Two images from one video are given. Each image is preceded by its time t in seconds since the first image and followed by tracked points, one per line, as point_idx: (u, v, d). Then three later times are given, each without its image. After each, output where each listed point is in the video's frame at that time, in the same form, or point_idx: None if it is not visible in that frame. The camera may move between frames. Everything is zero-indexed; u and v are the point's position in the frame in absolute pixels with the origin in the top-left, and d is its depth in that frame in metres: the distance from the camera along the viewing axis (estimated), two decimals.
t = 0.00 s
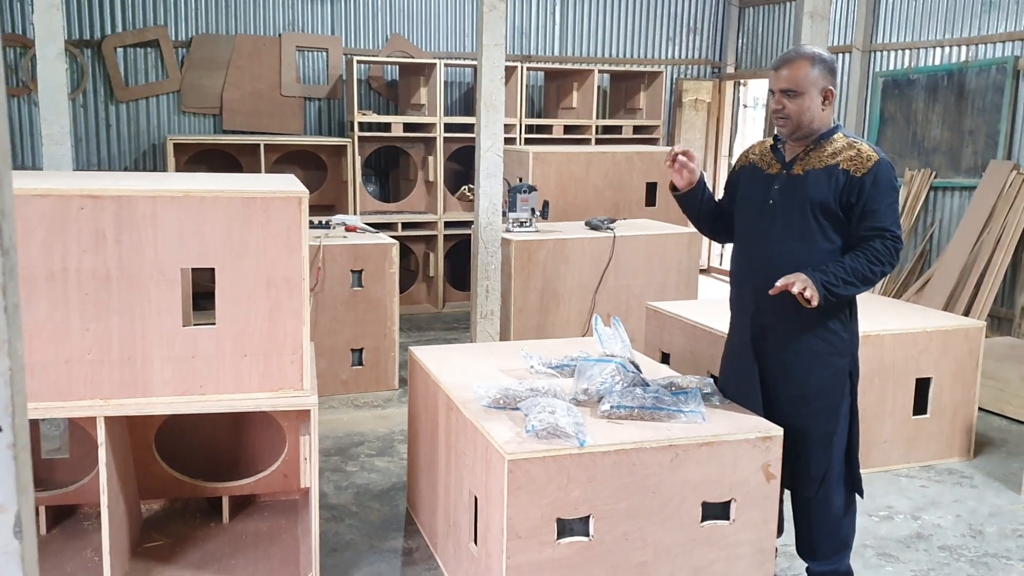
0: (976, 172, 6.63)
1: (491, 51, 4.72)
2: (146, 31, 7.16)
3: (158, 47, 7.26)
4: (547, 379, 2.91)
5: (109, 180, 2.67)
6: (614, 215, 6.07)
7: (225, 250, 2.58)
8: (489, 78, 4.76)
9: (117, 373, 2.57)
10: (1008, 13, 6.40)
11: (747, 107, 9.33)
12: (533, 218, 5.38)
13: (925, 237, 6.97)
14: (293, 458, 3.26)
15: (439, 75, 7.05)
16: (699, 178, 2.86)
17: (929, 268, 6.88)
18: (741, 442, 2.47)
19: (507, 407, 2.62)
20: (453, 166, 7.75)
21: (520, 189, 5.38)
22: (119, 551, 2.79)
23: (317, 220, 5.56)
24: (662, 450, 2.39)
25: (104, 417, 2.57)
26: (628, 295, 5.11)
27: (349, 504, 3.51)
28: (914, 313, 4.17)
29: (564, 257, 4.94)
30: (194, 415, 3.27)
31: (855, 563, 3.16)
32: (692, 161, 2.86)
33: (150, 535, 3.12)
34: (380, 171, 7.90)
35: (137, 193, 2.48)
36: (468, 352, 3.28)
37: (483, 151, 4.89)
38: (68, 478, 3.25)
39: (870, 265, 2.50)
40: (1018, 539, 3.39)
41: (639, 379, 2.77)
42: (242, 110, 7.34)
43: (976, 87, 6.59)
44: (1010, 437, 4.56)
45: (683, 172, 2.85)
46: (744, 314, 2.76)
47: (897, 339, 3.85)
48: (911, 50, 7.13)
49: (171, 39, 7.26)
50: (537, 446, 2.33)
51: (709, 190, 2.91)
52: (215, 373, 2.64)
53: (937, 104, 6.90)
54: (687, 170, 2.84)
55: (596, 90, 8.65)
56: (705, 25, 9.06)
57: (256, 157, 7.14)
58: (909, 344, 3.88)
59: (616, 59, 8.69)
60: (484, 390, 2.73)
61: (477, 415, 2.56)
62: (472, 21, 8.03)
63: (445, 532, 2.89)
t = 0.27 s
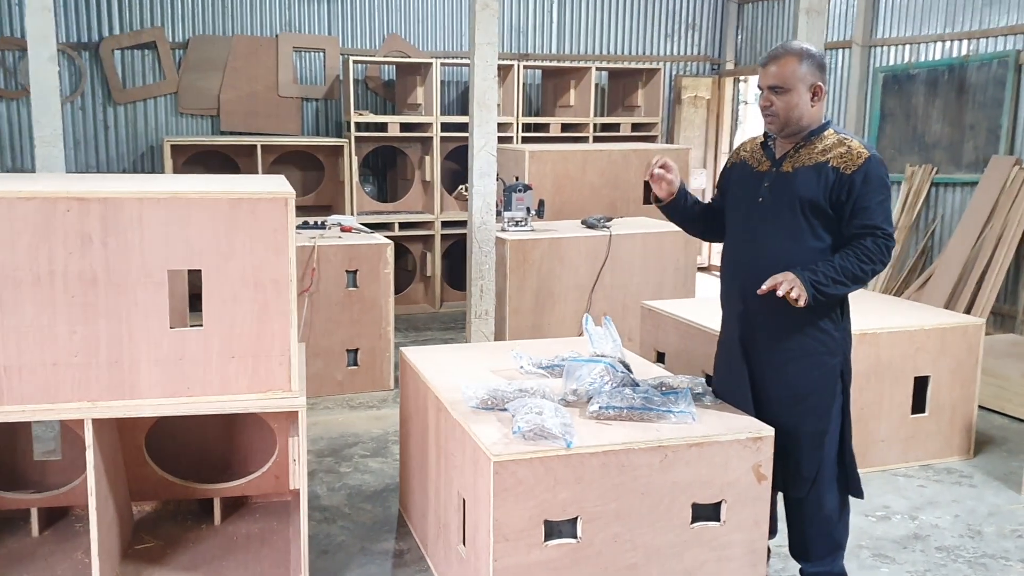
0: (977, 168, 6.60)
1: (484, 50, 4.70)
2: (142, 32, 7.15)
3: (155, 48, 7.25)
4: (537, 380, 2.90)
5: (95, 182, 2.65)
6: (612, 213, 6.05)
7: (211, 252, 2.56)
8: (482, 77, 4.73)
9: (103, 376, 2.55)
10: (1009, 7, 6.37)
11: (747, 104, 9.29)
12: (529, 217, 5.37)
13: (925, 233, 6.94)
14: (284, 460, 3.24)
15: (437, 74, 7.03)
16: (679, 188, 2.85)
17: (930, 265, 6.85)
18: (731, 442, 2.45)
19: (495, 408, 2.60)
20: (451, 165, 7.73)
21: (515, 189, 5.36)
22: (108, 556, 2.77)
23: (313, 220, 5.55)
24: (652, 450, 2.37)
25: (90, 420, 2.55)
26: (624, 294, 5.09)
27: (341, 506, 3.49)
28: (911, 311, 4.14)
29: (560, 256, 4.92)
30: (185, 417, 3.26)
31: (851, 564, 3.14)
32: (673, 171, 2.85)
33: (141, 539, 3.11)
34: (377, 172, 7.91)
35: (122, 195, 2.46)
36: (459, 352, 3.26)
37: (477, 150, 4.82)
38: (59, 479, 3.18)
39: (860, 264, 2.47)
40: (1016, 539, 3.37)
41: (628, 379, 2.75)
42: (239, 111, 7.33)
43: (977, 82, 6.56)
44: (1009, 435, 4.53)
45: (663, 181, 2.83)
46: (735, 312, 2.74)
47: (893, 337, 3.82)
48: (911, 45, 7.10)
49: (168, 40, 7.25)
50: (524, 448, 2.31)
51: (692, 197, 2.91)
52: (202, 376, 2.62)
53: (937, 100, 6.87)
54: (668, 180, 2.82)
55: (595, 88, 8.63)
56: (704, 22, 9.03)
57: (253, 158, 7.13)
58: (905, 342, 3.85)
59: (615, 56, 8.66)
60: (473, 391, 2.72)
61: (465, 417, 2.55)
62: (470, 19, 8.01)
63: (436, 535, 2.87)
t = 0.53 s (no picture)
0: (980, 165, 6.54)
1: (478, 49, 4.73)
2: (142, 33, 7.15)
3: (155, 49, 7.25)
4: (525, 381, 2.88)
5: (80, 182, 2.64)
6: (611, 212, 6.03)
7: (196, 253, 2.54)
8: (476, 76, 4.77)
9: (88, 378, 2.54)
10: (1012, 3, 6.31)
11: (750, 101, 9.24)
12: (527, 216, 5.35)
13: (929, 231, 6.88)
14: (274, 460, 3.23)
15: (437, 73, 7.01)
16: (660, 217, 2.85)
17: (933, 263, 6.80)
18: (719, 443, 2.42)
19: (481, 409, 2.58)
20: (451, 165, 7.71)
21: (513, 187, 5.34)
22: (95, 558, 2.76)
23: (310, 220, 5.53)
24: (638, 452, 2.35)
25: (75, 421, 2.54)
26: (622, 293, 5.06)
27: (333, 507, 3.48)
28: (909, 309, 4.11)
29: (558, 256, 4.90)
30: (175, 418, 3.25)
31: (844, 566, 3.11)
32: (649, 204, 2.84)
33: (131, 540, 3.10)
34: (378, 171, 7.90)
35: (106, 195, 2.45)
36: (449, 353, 3.24)
37: (472, 149, 4.89)
38: (50, 482, 3.18)
39: (852, 261, 2.44)
40: (1013, 540, 3.34)
41: (616, 380, 2.73)
42: (239, 111, 7.33)
43: (980, 79, 6.51)
44: (1010, 435, 4.49)
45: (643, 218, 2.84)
46: (724, 313, 2.71)
47: (890, 336, 3.79)
48: (914, 42, 7.05)
49: (168, 41, 7.25)
50: (508, 449, 2.29)
51: (678, 216, 2.89)
52: (188, 377, 2.60)
53: (940, 97, 6.82)
54: (647, 216, 2.83)
55: (596, 86, 8.59)
56: (707, 20, 8.99)
57: (253, 158, 7.13)
58: (903, 342, 3.82)
59: (617, 54, 8.62)
60: (459, 391, 2.70)
61: (450, 418, 2.53)
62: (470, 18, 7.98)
63: (424, 536, 2.85)
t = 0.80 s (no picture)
0: (1012, 163, 6.42)
1: (499, 48, 4.72)
2: (170, 34, 7.22)
3: (182, 49, 7.32)
4: (538, 380, 2.87)
5: (97, 182, 2.66)
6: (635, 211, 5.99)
7: (210, 252, 2.55)
8: (496, 74, 4.75)
9: (103, 375, 2.57)
10: None
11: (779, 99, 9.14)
12: (549, 215, 5.33)
13: (960, 230, 6.77)
14: (290, 458, 3.24)
15: (461, 72, 7.01)
16: (672, 219, 2.83)
17: (963, 262, 6.68)
18: (733, 444, 2.39)
19: (493, 408, 2.58)
20: (475, 164, 7.71)
21: (535, 186, 5.32)
22: (112, 554, 2.79)
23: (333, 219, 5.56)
24: (650, 452, 2.33)
25: (91, 418, 2.57)
26: (644, 292, 5.03)
27: (350, 505, 3.49)
28: (934, 310, 4.04)
29: (579, 255, 4.88)
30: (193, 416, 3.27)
31: (864, 569, 3.06)
32: (660, 207, 2.83)
33: (148, 537, 3.13)
34: (403, 170, 7.93)
35: (120, 194, 2.47)
36: (464, 352, 3.23)
37: (492, 148, 4.86)
38: (70, 478, 3.22)
39: (875, 258, 2.40)
40: None
41: (630, 380, 2.71)
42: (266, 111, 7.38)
43: (1013, 75, 6.39)
44: None
45: (655, 221, 2.83)
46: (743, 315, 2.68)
47: (915, 336, 3.73)
48: (944, 38, 6.93)
49: (195, 42, 7.32)
50: (518, 449, 2.28)
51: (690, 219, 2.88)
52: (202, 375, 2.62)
53: (972, 94, 6.70)
54: (658, 219, 2.81)
55: (622, 85, 8.55)
56: (734, 17, 8.91)
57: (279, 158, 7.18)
58: (928, 342, 3.76)
59: (643, 53, 8.57)
60: (472, 391, 2.69)
61: (462, 417, 2.52)
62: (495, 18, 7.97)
63: (438, 535, 2.85)
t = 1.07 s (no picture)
0: None
1: (508, 43, 4.70)
2: (184, 29, 7.25)
3: (196, 45, 7.35)
4: (543, 375, 2.86)
5: (103, 176, 2.68)
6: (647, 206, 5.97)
7: (214, 246, 2.56)
8: (506, 68, 4.73)
9: (108, 368, 2.59)
10: None
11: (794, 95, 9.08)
12: (561, 210, 5.32)
13: (975, 226, 6.70)
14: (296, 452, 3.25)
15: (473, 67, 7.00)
16: (678, 212, 2.82)
17: (978, 259, 6.62)
18: (736, 440, 2.38)
19: (497, 403, 2.57)
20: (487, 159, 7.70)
21: (547, 181, 5.30)
22: (118, 547, 2.81)
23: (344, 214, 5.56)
24: (652, 448, 2.32)
25: (96, 412, 2.59)
26: (654, 287, 5.01)
27: (357, 499, 3.49)
28: (946, 306, 4.00)
29: (589, 251, 4.86)
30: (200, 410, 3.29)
31: (870, 566, 3.04)
32: (666, 200, 2.82)
33: (155, 529, 3.16)
34: (416, 166, 7.94)
35: (125, 188, 2.48)
36: (470, 347, 3.23)
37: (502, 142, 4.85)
38: (78, 470, 3.25)
39: (878, 253, 2.38)
40: None
41: (634, 375, 2.71)
42: (279, 106, 7.40)
43: None
44: None
45: (661, 214, 2.82)
46: (746, 308, 2.66)
47: (926, 333, 3.69)
48: (960, 33, 6.86)
49: (209, 36, 7.34)
50: (519, 444, 2.27)
51: (696, 214, 2.86)
52: (205, 369, 2.63)
53: (987, 89, 6.63)
54: (664, 212, 2.80)
55: (636, 79, 8.51)
56: (749, 12, 8.85)
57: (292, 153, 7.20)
58: (938, 339, 3.72)
59: (657, 48, 8.53)
60: (475, 385, 2.69)
61: (465, 412, 2.52)
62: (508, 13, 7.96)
63: (441, 529, 2.85)
